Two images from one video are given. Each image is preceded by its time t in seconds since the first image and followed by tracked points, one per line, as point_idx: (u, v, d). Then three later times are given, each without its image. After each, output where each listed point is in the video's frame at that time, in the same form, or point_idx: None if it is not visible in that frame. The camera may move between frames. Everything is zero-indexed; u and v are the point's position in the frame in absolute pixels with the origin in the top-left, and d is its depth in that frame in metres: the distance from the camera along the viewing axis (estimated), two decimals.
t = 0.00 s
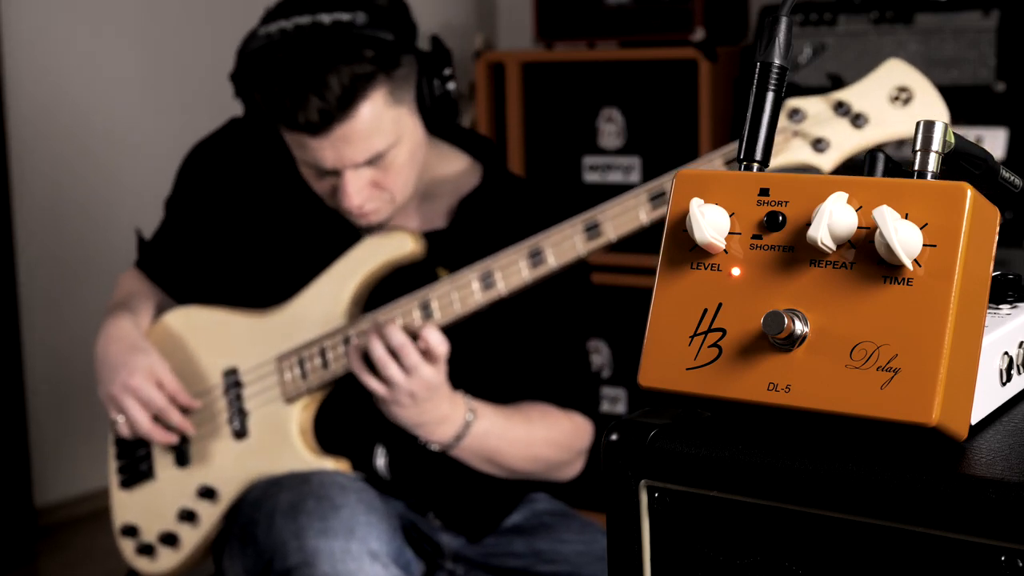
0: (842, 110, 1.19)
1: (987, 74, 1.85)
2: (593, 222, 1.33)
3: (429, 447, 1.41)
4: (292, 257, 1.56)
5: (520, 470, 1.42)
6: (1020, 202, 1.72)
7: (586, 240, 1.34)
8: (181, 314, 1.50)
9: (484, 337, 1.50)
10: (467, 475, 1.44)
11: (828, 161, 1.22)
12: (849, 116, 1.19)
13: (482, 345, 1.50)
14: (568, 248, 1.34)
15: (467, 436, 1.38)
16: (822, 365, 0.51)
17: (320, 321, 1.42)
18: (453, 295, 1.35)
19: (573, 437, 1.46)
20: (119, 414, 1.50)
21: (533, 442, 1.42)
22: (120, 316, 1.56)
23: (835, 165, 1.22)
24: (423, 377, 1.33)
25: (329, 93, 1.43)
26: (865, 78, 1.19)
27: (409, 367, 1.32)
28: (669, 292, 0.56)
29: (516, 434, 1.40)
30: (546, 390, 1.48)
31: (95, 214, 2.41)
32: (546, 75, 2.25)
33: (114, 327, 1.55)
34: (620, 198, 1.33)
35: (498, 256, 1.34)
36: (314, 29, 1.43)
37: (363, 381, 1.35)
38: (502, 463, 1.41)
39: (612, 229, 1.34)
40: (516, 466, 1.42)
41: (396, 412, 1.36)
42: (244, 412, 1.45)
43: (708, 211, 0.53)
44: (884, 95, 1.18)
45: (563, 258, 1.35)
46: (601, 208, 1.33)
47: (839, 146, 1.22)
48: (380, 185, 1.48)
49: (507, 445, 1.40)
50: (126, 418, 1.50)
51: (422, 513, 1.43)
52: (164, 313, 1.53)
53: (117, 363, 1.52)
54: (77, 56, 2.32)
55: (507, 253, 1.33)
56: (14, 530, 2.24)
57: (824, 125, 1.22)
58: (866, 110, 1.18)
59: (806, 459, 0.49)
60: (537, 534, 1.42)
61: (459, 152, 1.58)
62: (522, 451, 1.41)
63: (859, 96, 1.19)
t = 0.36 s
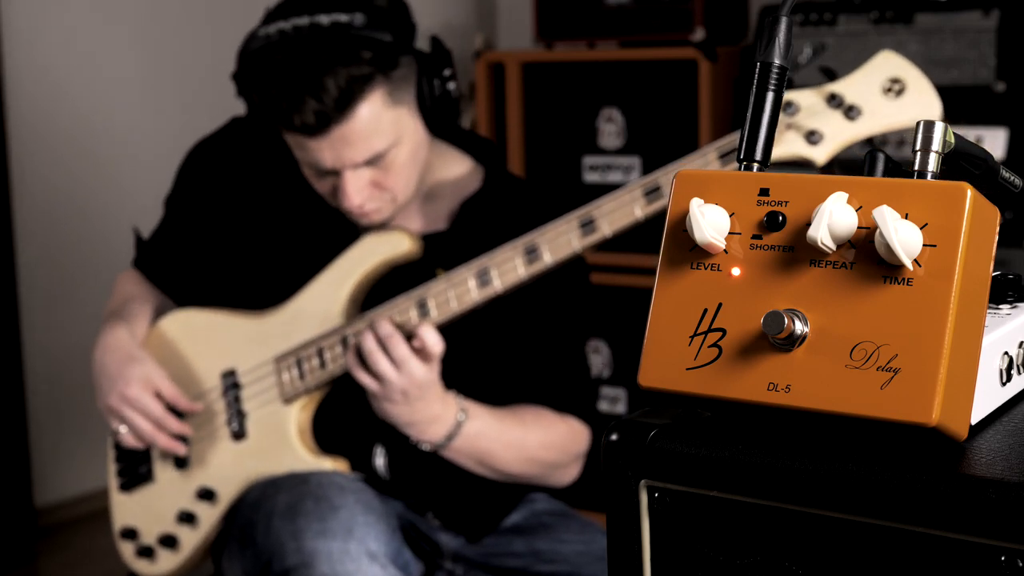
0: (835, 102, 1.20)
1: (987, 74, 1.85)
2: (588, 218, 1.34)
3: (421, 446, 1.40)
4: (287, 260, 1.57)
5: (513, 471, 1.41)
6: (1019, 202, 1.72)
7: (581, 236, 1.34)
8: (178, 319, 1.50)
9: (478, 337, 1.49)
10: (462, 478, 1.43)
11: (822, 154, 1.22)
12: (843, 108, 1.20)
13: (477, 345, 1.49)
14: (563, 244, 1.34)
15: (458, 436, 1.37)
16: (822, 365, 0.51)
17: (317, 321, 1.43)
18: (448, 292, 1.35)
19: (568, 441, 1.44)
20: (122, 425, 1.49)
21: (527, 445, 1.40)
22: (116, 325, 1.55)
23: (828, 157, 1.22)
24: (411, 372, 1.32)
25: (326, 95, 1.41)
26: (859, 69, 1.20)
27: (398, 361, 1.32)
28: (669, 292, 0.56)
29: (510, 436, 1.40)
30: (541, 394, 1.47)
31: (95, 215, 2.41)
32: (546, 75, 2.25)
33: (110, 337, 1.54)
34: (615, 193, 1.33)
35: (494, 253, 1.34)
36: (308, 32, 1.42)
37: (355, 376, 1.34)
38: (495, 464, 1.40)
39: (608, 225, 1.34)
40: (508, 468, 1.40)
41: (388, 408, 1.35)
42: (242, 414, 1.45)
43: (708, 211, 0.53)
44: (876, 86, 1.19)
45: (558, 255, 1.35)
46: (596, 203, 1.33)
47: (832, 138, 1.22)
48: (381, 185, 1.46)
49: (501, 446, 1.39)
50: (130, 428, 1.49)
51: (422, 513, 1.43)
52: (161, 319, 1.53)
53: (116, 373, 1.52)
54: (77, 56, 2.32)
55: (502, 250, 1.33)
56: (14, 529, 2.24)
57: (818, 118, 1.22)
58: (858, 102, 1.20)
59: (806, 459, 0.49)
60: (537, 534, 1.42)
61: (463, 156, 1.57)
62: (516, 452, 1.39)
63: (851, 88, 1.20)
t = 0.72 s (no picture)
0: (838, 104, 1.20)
1: (987, 74, 1.85)
2: (592, 219, 1.33)
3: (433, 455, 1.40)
4: (290, 259, 1.57)
5: (521, 472, 1.41)
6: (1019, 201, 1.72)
7: (585, 236, 1.33)
8: (179, 318, 1.50)
9: (481, 337, 1.49)
10: (471, 481, 1.43)
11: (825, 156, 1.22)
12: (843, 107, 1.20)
13: (481, 347, 1.49)
14: (566, 244, 1.34)
15: (467, 442, 1.37)
16: (822, 365, 0.51)
17: (319, 321, 1.42)
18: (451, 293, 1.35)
19: (573, 440, 1.44)
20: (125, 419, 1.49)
21: (534, 445, 1.40)
22: (116, 322, 1.55)
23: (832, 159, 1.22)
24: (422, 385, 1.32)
25: (327, 90, 1.40)
26: (865, 72, 1.20)
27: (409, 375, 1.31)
28: (669, 292, 0.56)
29: (516, 439, 1.39)
30: (545, 392, 1.47)
31: (95, 214, 2.41)
32: (546, 75, 2.25)
33: (110, 334, 1.54)
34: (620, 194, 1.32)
35: (496, 255, 1.34)
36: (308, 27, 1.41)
37: (363, 387, 1.33)
38: (503, 467, 1.40)
39: (611, 226, 1.33)
40: (517, 469, 1.40)
41: (397, 418, 1.35)
42: (244, 413, 1.45)
43: (708, 211, 0.53)
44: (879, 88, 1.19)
45: (560, 256, 1.34)
46: (601, 204, 1.32)
47: (837, 139, 1.22)
48: (382, 180, 1.46)
49: (508, 449, 1.38)
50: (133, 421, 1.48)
51: (422, 513, 1.43)
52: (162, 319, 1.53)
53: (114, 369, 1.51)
54: (77, 56, 2.32)
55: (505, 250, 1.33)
56: (14, 530, 2.24)
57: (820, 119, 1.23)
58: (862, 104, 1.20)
59: (806, 459, 0.49)
60: (538, 534, 1.42)
61: (461, 151, 1.57)
62: (524, 455, 1.39)
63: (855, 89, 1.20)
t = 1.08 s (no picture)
0: (827, 99, 1.21)
1: (987, 74, 1.85)
2: (581, 220, 1.34)
3: (421, 456, 1.38)
4: (288, 255, 1.58)
5: (511, 481, 1.39)
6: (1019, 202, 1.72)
7: (573, 237, 1.34)
8: (174, 316, 1.50)
9: (472, 343, 1.49)
10: (463, 486, 1.43)
11: (815, 153, 1.22)
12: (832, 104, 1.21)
13: (473, 347, 1.49)
14: (556, 249, 1.34)
15: (457, 448, 1.35)
16: (822, 365, 0.51)
17: (313, 321, 1.42)
18: (443, 292, 1.34)
19: (566, 451, 1.42)
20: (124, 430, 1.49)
21: (526, 454, 1.38)
22: (112, 327, 1.54)
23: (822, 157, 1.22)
24: (406, 384, 1.31)
25: (334, 69, 1.40)
26: (854, 67, 1.21)
27: (393, 373, 1.31)
28: (669, 292, 0.56)
29: (509, 448, 1.37)
30: (541, 400, 1.45)
31: (94, 214, 2.41)
32: (546, 75, 2.25)
33: (108, 340, 1.54)
34: (606, 194, 1.34)
35: (487, 255, 1.33)
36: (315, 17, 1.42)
37: (349, 390, 1.33)
38: (494, 475, 1.38)
39: (600, 225, 1.35)
40: (507, 478, 1.38)
41: (388, 417, 1.33)
42: (240, 414, 1.45)
43: (708, 211, 0.53)
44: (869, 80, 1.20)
45: (550, 259, 1.34)
46: (588, 205, 1.34)
47: (826, 138, 1.22)
48: (378, 173, 1.45)
49: (500, 458, 1.36)
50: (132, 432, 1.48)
51: (423, 515, 1.43)
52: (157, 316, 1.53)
53: (113, 381, 1.51)
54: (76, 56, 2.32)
55: (495, 248, 1.33)
56: (13, 530, 2.23)
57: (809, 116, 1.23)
58: (852, 100, 1.21)
59: (806, 459, 0.49)
60: (537, 535, 1.42)
61: (467, 155, 1.57)
62: (515, 464, 1.37)
63: (844, 85, 1.21)
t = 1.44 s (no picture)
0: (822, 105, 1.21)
1: (987, 74, 1.85)
2: (575, 225, 1.34)
3: (412, 459, 1.37)
4: (286, 257, 1.58)
5: (505, 488, 1.38)
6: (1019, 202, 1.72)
7: (567, 243, 1.34)
8: (175, 316, 1.51)
9: (470, 349, 1.49)
10: (460, 489, 1.43)
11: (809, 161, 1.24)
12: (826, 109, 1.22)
13: (471, 349, 1.49)
14: (549, 255, 1.34)
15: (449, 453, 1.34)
16: (822, 365, 0.51)
17: (310, 324, 1.42)
18: (438, 296, 1.34)
19: (562, 460, 1.41)
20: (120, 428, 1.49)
21: (520, 463, 1.37)
22: (113, 326, 1.54)
23: (816, 165, 1.23)
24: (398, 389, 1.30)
25: (329, 54, 1.40)
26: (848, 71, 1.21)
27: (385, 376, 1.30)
28: (669, 292, 0.56)
29: (502, 456, 1.36)
30: (540, 403, 1.45)
31: (94, 214, 2.41)
32: (546, 75, 2.25)
33: (108, 339, 1.53)
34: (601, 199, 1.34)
35: (481, 258, 1.33)
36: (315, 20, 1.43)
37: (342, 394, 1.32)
38: (486, 481, 1.37)
39: (593, 231, 1.34)
40: (501, 484, 1.38)
41: (380, 421, 1.32)
42: (238, 415, 1.45)
43: (708, 211, 0.53)
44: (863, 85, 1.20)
45: (543, 265, 1.34)
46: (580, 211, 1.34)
47: (820, 144, 1.23)
48: (371, 169, 1.45)
49: (493, 465, 1.36)
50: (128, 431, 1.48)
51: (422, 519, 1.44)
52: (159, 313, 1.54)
53: (111, 381, 1.50)
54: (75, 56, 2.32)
55: (488, 252, 1.32)
56: (14, 530, 2.24)
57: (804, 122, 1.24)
58: (847, 106, 1.22)
59: (806, 459, 0.49)
60: (537, 537, 1.42)
61: (472, 161, 1.56)
62: (508, 472, 1.36)
63: (839, 91, 1.21)
